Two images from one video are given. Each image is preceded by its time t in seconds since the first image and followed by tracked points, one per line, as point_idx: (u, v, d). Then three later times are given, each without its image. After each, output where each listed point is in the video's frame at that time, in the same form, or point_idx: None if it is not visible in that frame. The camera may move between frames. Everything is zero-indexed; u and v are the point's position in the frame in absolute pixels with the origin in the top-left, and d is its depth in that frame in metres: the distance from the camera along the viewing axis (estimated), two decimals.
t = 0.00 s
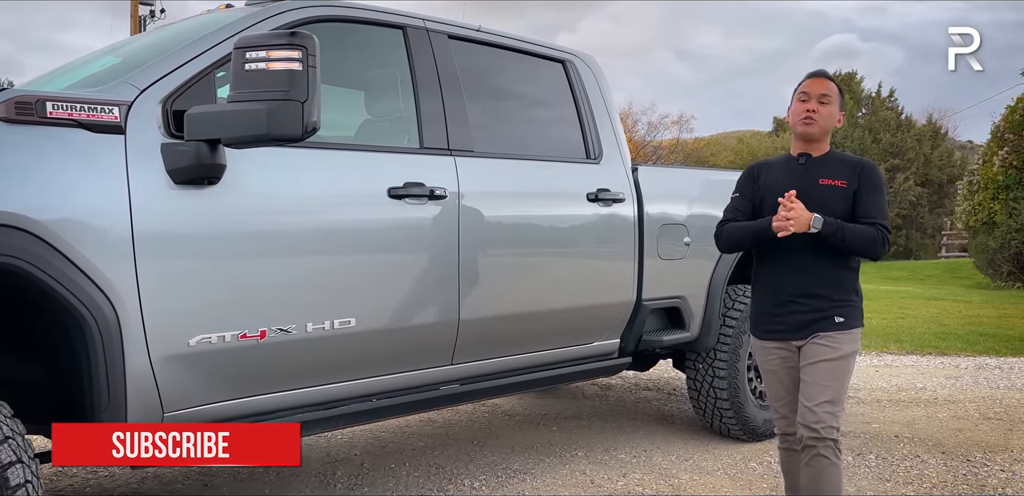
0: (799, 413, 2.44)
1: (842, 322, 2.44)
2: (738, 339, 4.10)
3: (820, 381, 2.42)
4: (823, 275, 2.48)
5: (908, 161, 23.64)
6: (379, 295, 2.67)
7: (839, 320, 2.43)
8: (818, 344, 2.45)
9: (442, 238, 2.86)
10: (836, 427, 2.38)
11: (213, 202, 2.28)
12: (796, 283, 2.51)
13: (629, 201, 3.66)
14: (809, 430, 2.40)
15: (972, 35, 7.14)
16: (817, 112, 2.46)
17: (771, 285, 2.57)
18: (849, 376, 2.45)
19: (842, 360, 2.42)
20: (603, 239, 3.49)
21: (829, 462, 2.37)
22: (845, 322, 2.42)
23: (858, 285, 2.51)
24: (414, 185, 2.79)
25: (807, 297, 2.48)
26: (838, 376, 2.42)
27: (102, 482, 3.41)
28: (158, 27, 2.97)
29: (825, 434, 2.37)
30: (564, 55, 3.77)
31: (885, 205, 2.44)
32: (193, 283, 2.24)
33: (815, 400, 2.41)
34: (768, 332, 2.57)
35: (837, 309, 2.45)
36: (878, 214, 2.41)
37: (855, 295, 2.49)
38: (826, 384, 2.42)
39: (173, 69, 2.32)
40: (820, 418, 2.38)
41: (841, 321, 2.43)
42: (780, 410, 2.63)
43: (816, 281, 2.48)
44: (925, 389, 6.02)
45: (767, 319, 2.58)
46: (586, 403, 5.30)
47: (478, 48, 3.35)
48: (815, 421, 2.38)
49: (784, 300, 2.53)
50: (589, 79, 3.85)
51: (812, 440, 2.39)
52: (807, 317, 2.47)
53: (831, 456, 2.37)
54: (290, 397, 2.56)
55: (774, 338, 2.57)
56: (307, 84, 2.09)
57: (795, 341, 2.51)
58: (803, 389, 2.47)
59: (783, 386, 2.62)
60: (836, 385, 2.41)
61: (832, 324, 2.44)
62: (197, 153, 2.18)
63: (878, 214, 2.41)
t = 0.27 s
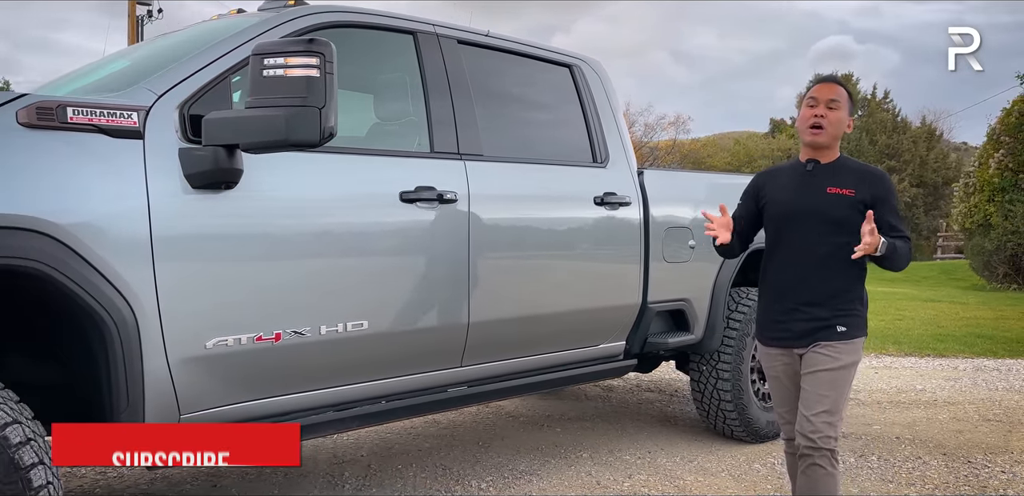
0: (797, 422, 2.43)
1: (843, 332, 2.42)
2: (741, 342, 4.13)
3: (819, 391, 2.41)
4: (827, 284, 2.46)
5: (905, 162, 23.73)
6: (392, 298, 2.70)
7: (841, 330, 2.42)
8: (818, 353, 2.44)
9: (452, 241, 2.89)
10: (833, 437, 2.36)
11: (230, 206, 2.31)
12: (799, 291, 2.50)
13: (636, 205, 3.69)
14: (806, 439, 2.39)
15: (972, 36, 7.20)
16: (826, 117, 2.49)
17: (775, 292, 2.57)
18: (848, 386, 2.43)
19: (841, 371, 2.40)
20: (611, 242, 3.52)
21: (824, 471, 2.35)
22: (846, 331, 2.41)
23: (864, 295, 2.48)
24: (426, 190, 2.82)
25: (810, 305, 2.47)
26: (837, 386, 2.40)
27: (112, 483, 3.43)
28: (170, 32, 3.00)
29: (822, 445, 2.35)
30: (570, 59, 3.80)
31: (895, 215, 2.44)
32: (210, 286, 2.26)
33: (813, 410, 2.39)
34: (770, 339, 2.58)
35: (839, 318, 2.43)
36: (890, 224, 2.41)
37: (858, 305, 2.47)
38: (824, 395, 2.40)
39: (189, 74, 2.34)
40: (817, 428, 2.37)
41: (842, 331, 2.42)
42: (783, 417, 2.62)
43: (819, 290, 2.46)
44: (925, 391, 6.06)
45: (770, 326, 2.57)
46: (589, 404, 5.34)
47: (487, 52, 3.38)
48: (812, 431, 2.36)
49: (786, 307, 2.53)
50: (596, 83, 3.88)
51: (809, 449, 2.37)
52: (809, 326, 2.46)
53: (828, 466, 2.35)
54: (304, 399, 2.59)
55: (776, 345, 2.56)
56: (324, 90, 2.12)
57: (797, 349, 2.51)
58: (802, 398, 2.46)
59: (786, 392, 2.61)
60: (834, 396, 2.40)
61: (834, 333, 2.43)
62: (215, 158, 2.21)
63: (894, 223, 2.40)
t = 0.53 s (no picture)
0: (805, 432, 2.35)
1: (851, 342, 2.34)
2: (746, 343, 4.17)
3: (826, 402, 2.33)
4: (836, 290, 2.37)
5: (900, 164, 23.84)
6: (406, 299, 2.72)
7: (848, 340, 2.34)
8: (825, 363, 2.36)
9: (464, 242, 2.92)
10: (841, 449, 2.29)
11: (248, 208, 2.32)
12: (805, 298, 2.42)
13: (643, 206, 3.72)
14: (814, 451, 2.32)
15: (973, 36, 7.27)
16: (833, 119, 2.42)
17: (781, 298, 2.49)
18: (856, 396, 2.36)
19: (848, 382, 2.32)
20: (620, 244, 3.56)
21: (833, 482, 2.28)
22: (854, 341, 2.33)
23: (874, 302, 2.40)
24: (438, 191, 2.84)
25: (817, 313, 2.40)
26: (845, 397, 2.33)
27: (121, 483, 3.45)
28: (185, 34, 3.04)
29: (831, 456, 2.28)
30: (578, 61, 3.83)
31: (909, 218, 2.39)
32: (229, 287, 2.28)
33: (821, 422, 2.31)
34: (777, 347, 2.50)
35: (848, 326, 2.35)
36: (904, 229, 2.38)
37: (869, 312, 2.38)
38: (832, 406, 2.32)
39: (207, 76, 2.36)
40: (826, 441, 2.29)
41: (850, 341, 2.34)
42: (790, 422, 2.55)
43: (827, 296, 2.38)
44: (925, 390, 6.11)
45: (775, 333, 2.50)
46: (593, 404, 5.36)
47: (496, 55, 3.41)
48: (820, 443, 2.29)
49: (793, 314, 2.45)
50: (603, 85, 3.91)
51: (817, 460, 2.30)
52: (816, 334, 2.38)
53: (837, 477, 2.28)
54: (319, 399, 2.61)
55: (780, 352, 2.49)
56: (342, 92, 2.14)
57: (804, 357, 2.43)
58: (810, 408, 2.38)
59: (793, 399, 2.53)
60: (841, 407, 2.32)
61: (842, 343, 2.35)
62: (235, 161, 2.23)
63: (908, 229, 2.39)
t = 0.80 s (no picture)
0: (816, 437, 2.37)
1: (862, 344, 2.35)
2: (747, 342, 4.20)
3: (837, 407, 2.34)
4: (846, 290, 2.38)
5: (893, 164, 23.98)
6: (416, 300, 2.74)
7: (859, 343, 2.35)
8: (836, 366, 2.38)
9: (473, 243, 2.94)
10: (851, 455, 2.32)
11: (262, 210, 2.34)
12: (816, 300, 2.43)
13: (646, 207, 3.75)
14: (824, 456, 2.34)
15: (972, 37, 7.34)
16: (843, 113, 2.41)
17: (791, 298, 2.50)
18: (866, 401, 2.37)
19: (859, 388, 2.33)
20: (620, 244, 3.57)
21: (842, 486, 2.31)
22: (864, 344, 2.34)
23: (886, 302, 2.41)
24: (447, 193, 2.87)
25: (828, 314, 2.41)
26: (857, 403, 2.34)
27: (127, 485, 3.46)
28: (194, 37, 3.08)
29: (841, 461, 2.30)
30: (581, 64, 3.86)
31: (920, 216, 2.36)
32: (243, 290, 2.30)
33: (833, 427, 2.33)
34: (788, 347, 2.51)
35: (859, 329, 2.36)
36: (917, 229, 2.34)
37: (879, 313, 2.39)
38: (843, 412, 2.34)
39: (220, 80, 2.38)
40: (836, 446, 2.31)
41: (861, 344, 2.35)
42: (795, 422, 2.57)
43: (838, 297, 2.39)
44: (921, 390, 6.16)
45: (786, 333, 2.51)
46: (593, 405, 5.39)
47: (502, 58, 3.44)
48: (831, 449, 2.31)
49: (803, 314, 2.46)
50: (606, 88, 3.94)
51: (827, 465, 2.33)
52: (827, 336, 2.40)
53: (845, 481, 2.31)
54: (329, 400, 2.62)
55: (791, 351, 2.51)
56: (356, 96, 2.16)
57: (813, 359, 2.44)
58: (819, 412, 2.40)
59: (798, 400, 2.54)
60: (853, 413, 2.33)
61: (852, 346, 2.36)
62: (249, 165, 2.25)
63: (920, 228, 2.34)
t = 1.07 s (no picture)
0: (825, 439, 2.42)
1: (873, 346, 2.39)
2: (746, 341, 4.24)
3: (849, 410, 2.39)
4: (857, 290, 2.42)
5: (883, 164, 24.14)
6: (422, 301, 2.77)
7: (870, 345, 2.39)
8: (846, 369, 2.42)
9: (478, 244, 2.97)
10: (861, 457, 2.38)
11: (272, 211, 2.36)
12: (826, 301, 2.46)
13: (647, 208, 3.79)
14: (834, 458, 2.39)
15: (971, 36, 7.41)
16: (853, 109, 2.46)
17: (801, 297, 2.52)
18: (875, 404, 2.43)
19: (870, 391, 2.39)
20: (616, 245, 3.57)
21: (851, 487, 2.36)
22: (875, 346, 2.39)
23: (893, 303, 2.46)
24: (452, 194, 2.89)
25: (839, 315, 2.44)
26: (867, 406, 2.39)
27: (131, 486, 3.46)
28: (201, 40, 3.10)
29: (852, 463, 2.36)
30: (582, 66, 3.89)
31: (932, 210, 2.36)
32: (254, 290, 2.32)
33: (843, 430, 2.38)
34: (795, 349, 2.53)
35: (869, 331, 2.40)
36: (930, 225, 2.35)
37: (888, 313, 2.44)
38: (854, 415, 2.39)
39: (230, 82, 2.39)
40: (848, 449, 2.37)
41: (871, 346, 2.39)
42: (793, 422, 2.60)
43: (848, 297, 2.43)
44: (915, 387, 6.22)
45: (794, 333, 2.54)
46: (592, 404, 5.43)
47: (504, 60, 3.46)
48: (841, 452, 2.37)
49: (813, 314, 2.49)
50: (607, 89, 3.97)
51: (837, 467, 2.38)
52: (837, 337, 2.43)
53: (854, 482, 2.37)
54: (337, 400, 2.65)
55: (797, 351, 2.53)
56: (367, 99, 2.18)
57: (821, 360, 2.47)
58: (829, 414, 2.44)
59: (799, 400, 2.57)
60: (863, 417, 2.38)
61: (862, 348, 2.40)
62: (259, 167, 2.27)
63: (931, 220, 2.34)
